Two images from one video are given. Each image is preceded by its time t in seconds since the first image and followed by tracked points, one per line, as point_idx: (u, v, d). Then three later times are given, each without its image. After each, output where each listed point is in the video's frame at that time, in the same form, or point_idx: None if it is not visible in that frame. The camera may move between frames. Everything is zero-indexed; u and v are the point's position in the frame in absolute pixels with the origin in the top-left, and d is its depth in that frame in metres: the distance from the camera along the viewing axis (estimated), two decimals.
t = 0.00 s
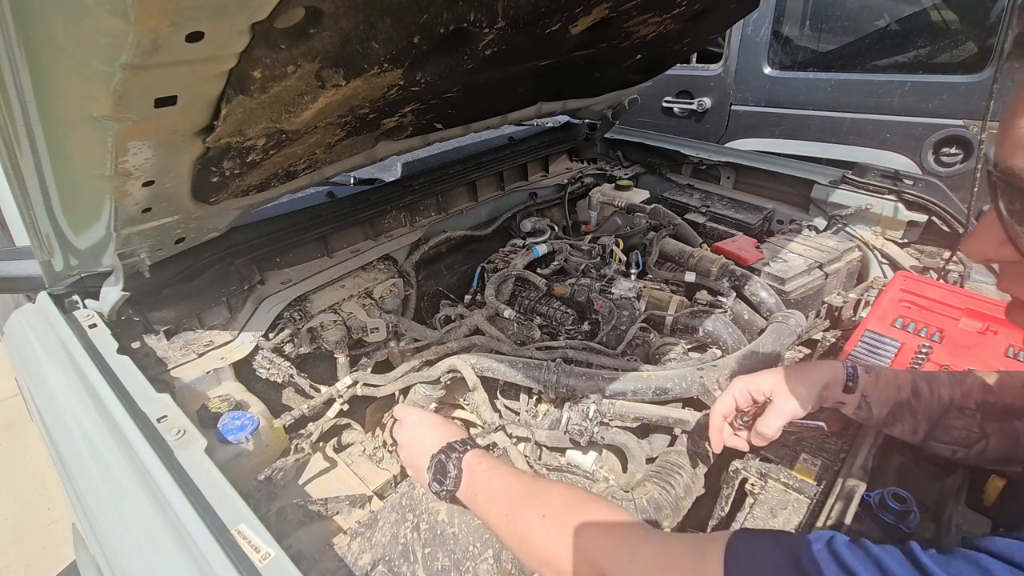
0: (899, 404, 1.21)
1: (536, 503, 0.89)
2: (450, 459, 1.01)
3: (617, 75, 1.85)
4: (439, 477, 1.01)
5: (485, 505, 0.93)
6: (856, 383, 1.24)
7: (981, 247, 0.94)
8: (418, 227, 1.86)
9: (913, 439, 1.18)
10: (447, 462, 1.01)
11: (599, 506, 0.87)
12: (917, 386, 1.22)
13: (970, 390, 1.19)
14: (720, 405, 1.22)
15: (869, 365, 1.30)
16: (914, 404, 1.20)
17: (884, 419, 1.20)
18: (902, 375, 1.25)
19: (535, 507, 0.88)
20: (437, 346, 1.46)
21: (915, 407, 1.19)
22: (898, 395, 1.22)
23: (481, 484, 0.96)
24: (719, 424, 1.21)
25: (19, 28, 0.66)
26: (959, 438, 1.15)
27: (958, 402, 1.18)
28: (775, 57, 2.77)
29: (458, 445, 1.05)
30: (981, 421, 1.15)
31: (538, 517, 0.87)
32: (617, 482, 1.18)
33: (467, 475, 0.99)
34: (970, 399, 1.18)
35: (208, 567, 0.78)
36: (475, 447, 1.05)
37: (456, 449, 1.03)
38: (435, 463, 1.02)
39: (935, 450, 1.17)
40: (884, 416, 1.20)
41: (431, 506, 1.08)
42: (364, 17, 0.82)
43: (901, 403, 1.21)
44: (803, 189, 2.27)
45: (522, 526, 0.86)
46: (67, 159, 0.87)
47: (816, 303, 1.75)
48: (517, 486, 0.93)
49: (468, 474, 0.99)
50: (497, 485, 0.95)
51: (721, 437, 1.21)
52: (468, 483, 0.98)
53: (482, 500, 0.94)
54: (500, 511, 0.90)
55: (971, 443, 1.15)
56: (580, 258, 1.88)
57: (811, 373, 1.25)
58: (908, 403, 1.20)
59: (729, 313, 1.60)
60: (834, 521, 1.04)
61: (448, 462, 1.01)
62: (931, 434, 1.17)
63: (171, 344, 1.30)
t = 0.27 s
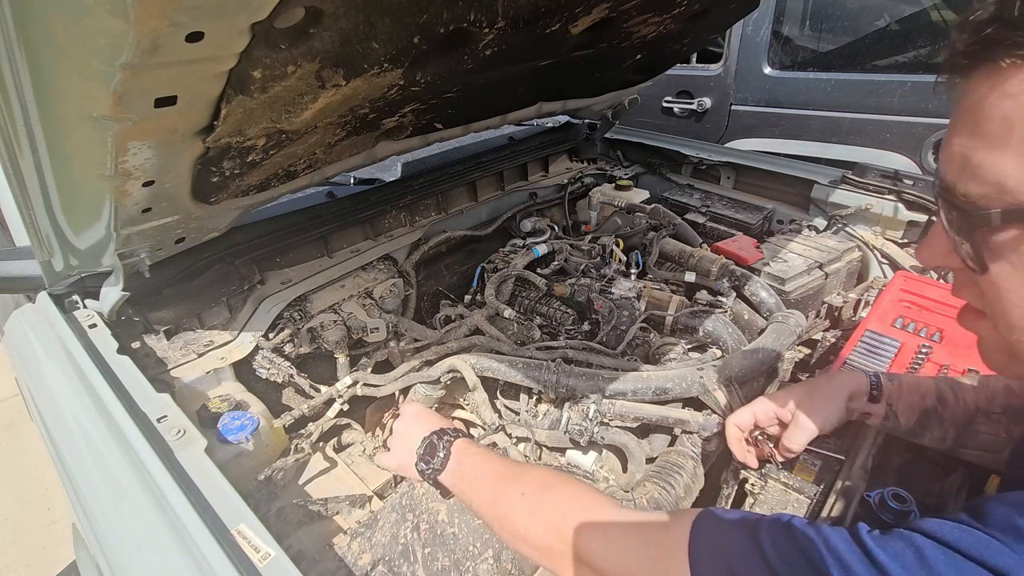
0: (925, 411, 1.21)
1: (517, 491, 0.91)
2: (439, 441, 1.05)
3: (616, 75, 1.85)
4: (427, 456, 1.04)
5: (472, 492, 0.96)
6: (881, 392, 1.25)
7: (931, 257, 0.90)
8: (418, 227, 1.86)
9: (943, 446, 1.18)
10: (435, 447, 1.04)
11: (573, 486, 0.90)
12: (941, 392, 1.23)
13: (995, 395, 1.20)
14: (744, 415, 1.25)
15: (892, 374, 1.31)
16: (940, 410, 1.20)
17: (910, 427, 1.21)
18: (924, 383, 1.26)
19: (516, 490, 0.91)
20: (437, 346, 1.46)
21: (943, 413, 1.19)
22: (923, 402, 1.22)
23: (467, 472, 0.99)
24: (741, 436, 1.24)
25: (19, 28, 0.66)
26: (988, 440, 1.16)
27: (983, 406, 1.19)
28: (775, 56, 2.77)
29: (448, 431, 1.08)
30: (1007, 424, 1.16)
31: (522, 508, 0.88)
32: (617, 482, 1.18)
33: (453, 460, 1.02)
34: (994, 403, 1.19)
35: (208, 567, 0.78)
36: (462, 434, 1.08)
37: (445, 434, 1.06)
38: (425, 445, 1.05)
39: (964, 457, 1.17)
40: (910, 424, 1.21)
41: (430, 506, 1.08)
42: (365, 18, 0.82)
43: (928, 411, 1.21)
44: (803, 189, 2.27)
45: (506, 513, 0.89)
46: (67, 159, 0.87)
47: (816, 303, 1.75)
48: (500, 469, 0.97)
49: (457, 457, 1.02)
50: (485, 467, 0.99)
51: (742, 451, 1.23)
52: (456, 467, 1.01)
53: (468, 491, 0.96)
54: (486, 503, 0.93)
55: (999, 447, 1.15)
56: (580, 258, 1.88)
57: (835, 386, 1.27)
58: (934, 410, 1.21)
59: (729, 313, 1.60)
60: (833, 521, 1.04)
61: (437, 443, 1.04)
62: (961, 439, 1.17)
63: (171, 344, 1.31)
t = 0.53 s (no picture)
0: (922, 410, 1.21)
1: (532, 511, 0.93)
2: (466, 442, 1.06)
3: (616, 75, 1.85)
4: (452, 455, 1.06)
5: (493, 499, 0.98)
6: (879, 391, 1.24)
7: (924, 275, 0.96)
8: (418, 227, 1.86)
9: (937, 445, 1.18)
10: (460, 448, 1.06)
11: (595, 515, 0.91)
12: (939, 391, 1.22)
13: (993, 395, 1.20)
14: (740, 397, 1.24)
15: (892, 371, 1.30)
16: (938, 409, 1.20)
17: (907, 425, 1.20)
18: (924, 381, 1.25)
19: (541, 512, 0.92)
20: (437, 346, 1.46)
21: (940, 413, 1.19)
22: (921, 401, 1.21)
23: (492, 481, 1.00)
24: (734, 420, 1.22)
25: (19, 28, 0.66)
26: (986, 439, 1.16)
27: (981, 406, 1.20)
28: (776, 56, 2.77)
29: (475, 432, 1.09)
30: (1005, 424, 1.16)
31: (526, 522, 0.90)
32: (617, 482, 1.18)
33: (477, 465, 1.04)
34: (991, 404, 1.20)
35: (208, 567, 0.78)
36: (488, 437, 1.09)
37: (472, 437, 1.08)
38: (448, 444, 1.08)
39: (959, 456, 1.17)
40: (907, 422, 1.20)
41: (430, 506, 1.08)
42: (365, 17, 0.82)
43: (925, 410, 1.20)
44: (803, 189, 2.27)
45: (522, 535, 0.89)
46: (67, 158, 0.87)
47: (816, 303, 1.75)
48: (522, 488, 0.98)
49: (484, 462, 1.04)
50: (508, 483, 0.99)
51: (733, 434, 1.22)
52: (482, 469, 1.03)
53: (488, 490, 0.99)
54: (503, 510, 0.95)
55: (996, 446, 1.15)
56: (580, 258, 1.88)
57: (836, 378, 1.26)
58: (932, 409, 1.20)
59: (729, 314, 1.60)
60: (834, 522, 1.03)
61: (464, 445, 1.06)
62: (955, 438, 1.18)
63: (171, 344, 1.31)
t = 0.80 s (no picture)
0: (901, 395, 1.22)
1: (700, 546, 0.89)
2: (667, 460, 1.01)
3: (617, 75, 1.85)
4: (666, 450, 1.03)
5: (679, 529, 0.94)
6: (860, 373, 1.27)
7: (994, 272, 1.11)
8: (418, 227, 1.86)
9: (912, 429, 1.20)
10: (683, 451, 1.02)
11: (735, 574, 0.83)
12: (920, 376, 1.24)
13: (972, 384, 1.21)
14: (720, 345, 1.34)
15: (874, 355, 1.31)
16: (917, 394, 1.21)
17: (885, 406, 1.22)
18: (908, 367, 1.26)
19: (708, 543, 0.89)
20: (437, 346, 1.46)
21: (917, 396, 1.21)
22: (901, 386, 1.23)
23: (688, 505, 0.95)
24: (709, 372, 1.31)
25: (20, 28, 0.66)
26: (963, 427, 1.16)
27: (959, 394, 1.20)
28: (775, 56, 2.77)
29: (678, 447, 1.03)
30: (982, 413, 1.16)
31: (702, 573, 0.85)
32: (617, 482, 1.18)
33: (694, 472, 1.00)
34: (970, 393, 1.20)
35: (209, 567, 0.78)
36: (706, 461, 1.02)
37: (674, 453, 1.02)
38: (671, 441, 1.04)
39: (934, 441, 1.18)
40: (885, 404, 1.23)
41: (430, 506, 1.07)
42: (364, 17, 0.82)
43: (904, 395, 1.22)
44: (804, 189, 2.27)
45: (710, 570, 0.84)
46: (67, 159, 0.87)
47: (816, 303, 1.75)
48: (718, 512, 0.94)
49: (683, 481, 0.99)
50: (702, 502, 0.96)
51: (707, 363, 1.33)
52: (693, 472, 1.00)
53: (675, 525, 0.94)
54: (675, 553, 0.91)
55: (970, 433, 1.16)
56: (580, 258, 1.88)
57: (822, 354, 1.30)
58: (912, 394, 1.21)
59: (729, 314, 1.60)
60: (834, 522, 1.03)
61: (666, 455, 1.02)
62: (931, 424, 1.18)
63: (171, 344, 1.31)
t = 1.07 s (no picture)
0: (937, 429, 1.15)
1: None
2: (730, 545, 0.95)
3: (617, 75, 1.85)
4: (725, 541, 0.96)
5: None
6: (894, 415, 1.15)
7: None
8: (418, 227, 1.86)
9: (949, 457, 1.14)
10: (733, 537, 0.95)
11: None
12: (955, 406, 1.16)
13: (1004, 403, 1.15)
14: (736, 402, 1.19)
15: (904, 388, 1.20)
16: (952, 427, 1.14)
17: (918, 441, 1.15)
18: (941, 399, 1.17)
19: None
20: (437, 346, 1.46)
21: (954, 430, 1.14)
22: (936, 420, 1.15)
23: None
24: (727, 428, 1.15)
25: (20, 28, 0.66)
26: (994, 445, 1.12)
27: (995, 418, 1.14)
28: (775, 56, 2.77)
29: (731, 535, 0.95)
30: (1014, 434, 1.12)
31: None
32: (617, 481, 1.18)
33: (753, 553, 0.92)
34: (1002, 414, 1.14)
35: (209, 568, 0.78)
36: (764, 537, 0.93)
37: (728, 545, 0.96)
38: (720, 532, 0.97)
39: (969, 464, 1.14)
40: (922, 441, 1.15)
41: (430, 506, 1.07)
42: (364, 17, 0.82)
43: (939, 429, 1.15)
44: (803, 189, 2.27)
45: None
46: (67, 159, 0.87)
47: (816, 303, 1.75)
48: None
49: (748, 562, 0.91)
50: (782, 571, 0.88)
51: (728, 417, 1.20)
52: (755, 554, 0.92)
53: None
54: None
55: (1009, 456, 1.11)
56: (580, 258, 1.88)
57: (856, 397, 1.16)
58: (947, 428, 1.14)
59: (729, 314, 1.60)
60: (834, 522, 1.04)
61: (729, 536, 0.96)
62: (968, 451, 1.13)
63: (171, 344, 1.31)
